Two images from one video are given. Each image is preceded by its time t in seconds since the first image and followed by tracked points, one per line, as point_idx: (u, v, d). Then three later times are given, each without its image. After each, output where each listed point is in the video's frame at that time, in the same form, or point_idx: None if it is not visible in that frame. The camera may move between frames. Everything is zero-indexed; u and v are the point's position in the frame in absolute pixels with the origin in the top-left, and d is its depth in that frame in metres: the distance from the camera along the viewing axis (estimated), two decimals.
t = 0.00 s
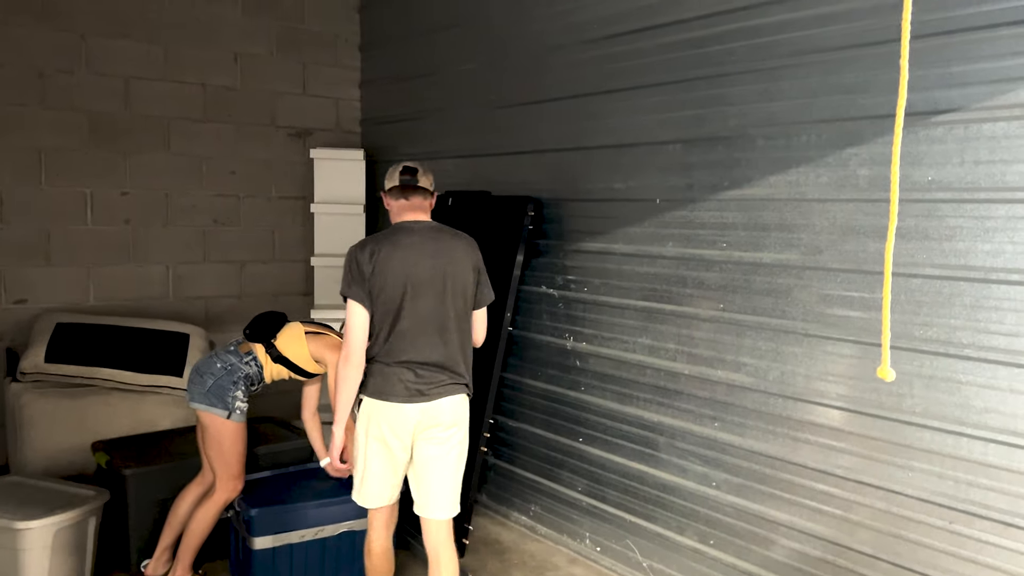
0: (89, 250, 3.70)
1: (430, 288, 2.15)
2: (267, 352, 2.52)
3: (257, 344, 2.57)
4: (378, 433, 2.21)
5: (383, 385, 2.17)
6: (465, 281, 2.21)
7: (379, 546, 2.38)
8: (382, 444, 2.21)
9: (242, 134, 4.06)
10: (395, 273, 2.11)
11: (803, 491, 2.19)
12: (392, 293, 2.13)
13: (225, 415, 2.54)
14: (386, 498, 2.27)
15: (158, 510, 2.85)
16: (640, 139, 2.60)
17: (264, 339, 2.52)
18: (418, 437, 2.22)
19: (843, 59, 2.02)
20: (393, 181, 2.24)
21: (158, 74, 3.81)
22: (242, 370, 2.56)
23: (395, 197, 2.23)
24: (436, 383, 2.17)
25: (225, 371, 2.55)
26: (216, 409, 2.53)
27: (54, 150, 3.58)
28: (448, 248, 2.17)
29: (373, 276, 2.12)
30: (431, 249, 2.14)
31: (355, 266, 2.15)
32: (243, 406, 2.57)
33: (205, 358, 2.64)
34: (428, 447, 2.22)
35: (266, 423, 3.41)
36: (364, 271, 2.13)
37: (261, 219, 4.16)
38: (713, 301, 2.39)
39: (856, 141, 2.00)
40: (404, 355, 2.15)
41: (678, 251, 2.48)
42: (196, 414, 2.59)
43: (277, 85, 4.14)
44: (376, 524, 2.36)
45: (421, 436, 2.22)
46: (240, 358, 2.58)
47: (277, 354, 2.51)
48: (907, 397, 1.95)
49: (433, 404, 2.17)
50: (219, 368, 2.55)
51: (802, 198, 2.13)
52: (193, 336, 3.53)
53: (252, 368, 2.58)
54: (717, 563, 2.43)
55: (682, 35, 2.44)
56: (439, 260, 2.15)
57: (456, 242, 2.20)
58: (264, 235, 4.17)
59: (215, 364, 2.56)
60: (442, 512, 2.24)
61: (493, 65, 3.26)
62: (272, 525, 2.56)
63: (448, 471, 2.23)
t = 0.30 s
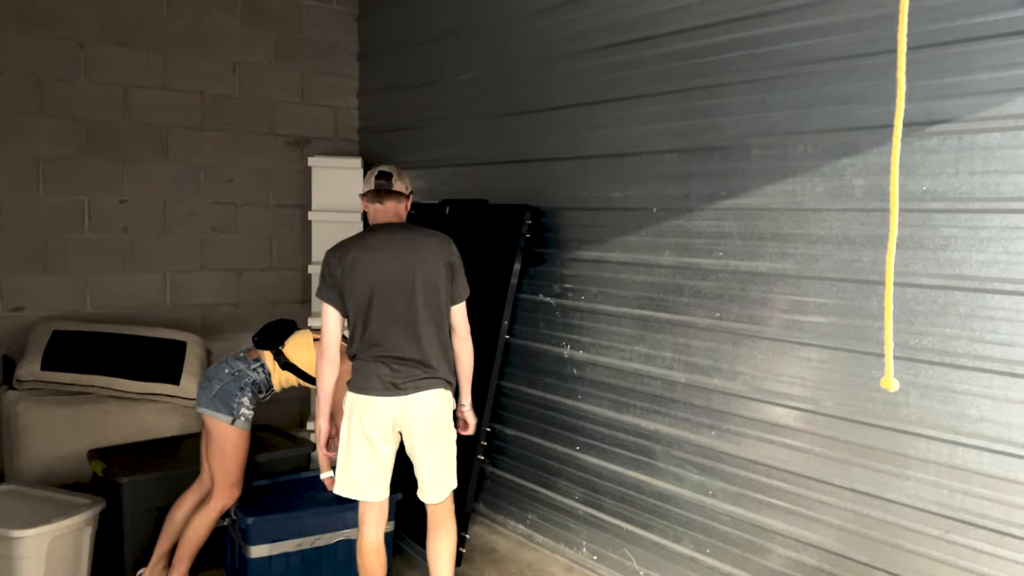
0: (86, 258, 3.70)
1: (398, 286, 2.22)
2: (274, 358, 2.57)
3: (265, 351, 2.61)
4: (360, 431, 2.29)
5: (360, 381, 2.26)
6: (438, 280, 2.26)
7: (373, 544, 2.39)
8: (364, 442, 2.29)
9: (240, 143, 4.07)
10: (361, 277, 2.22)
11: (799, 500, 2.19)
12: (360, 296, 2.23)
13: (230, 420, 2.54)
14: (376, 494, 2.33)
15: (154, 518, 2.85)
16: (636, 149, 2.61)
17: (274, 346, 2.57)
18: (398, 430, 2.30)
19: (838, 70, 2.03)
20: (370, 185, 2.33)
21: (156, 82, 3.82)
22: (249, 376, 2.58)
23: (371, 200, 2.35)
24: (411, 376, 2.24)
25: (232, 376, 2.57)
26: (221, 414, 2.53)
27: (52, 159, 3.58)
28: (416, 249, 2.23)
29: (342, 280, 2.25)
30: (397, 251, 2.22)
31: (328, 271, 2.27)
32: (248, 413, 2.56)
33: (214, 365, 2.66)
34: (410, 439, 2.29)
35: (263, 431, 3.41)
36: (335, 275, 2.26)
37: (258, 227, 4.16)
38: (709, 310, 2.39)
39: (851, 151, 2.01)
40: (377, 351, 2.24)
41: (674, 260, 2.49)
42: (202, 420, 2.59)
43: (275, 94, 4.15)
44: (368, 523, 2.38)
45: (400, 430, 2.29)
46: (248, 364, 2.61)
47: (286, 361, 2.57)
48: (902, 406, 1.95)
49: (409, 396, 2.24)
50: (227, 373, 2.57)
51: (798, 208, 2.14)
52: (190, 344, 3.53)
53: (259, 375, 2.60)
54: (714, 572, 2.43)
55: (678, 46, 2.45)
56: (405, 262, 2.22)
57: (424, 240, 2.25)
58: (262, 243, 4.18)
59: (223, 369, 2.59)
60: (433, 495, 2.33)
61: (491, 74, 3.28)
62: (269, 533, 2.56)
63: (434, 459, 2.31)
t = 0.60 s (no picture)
0: (85, 262, 3.69)
1: (400, 290, 2.28)
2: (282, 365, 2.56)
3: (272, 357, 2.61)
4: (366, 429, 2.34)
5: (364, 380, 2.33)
6: (439, 285, 2.30)
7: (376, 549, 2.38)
8: (371, 441, 2.34)
9: (238, 147, 4.07)
10: (362, 281, 2.30)
11: (798, 505, 2.19)
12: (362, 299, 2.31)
13: (234, 424, 2.54)
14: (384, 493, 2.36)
15: (151, 522, 2.84)
16: (634, 154, 2.61)
17: (280, 352, 2.55)
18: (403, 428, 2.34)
19: (836, 75, 2.04)
20: (385, 191, 2.34)
21: (156, 87, 3.82)
22: (255, 381, 2.59)
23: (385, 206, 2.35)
24: (411, 376, 2.29)
25: (238, 381, 2.58)
26: (225, 418, 2.54)
27: (51, 162, 3.58)
28: (416, 255, 2.28)
29: (346, 284, 2.33)
30: (398, 256, 2.28)
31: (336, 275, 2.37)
32: (252, 418, 2.57)
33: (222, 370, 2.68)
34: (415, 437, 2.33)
35: (261, 435, 3.41)
36: (341, 278, 2.35)
37: (257, 231, 4.16)
38: (707, 315, 2.39)
39: (849, 157, 2.02)
40: (378, 352, 2.31)
41: (672, 265, 2.49)
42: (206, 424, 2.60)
43: (274, 98, 4.15)
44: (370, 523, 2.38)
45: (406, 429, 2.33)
46: (255, 369, 2.62)
47: (292, 368, 2.56)
48: (900, 411, 1.95)
49: (410, 396, 2.29)
50: (234, 377, 2.59)
51: (797, 213, 2.14)
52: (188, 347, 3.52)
53: (266, 381, 2.61)
54: None
55: (677, 51, 2.46)
56: (405, 266, 2.27)
57: (428, 245, 2.30)
58: (260, 247, 4.18)
59: (230, 373, 2.60)
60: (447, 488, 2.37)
61: (489, 79, 3.28)
62: (267, 538, 2.55)
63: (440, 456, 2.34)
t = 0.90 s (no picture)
0: (85, 263, 3.70)
1: (449, 296, 2.45)
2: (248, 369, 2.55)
3: (238, 359, 2.56)
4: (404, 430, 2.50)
5: (410, 380, 2.49)
6: (485, 293, 2.47)
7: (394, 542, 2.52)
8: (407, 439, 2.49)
9: (240, 149, 4.07)
10: (415, 285, 2.47)
11: (799, 508, 2.19)
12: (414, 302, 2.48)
13: (209, 429, 2.52)
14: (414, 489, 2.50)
15: (151, 525, 2.84)
16: (635, 156, 2.62)
17: (249, 355, 2.53)
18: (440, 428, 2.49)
19: (837, 78, 2.04)
20: (443, 199, 2.49)
21: (157, 89, 3.82)
22: (223, 386, 2.55)
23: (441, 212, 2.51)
24: (455, 378, 2.47)
25: (206, 387, 2.55)
26: (199, 425, 2.52)
27: (53, 164, 3.59)
28: (466, 264, 2.45)
29: (400, 287, 2.50)
30: (449, 264, 2.44)
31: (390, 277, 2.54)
32: (226, 421, 2.55)
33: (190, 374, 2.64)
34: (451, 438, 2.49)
35: (262, 437, 3.41)
36: (395, 281, 2.52)
37: (258, 233, 4.16)
38: (708, 318, 2.39)
39: (850, 160, 2.02)
40: (425, 354, 2.48)
41: (673, 267, 2.49)
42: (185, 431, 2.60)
43: (275, 100, 4.16)
44: (394, 517, 2.50)
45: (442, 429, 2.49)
46: (222, 373, 2.57)
47: (261, 370, 2.54)
48: (901, 414, 1.95)
49: (452, 396, 2.46)
50: (202, 384, 2.56)
51: (797, 217, 2.14)
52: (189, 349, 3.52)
53: (234, 384, 2.57)
54: None
55: (678, 53, 2.46)
56: (455, 274, 2.44)
57: (476, 255, 2.46)
58: (261, 249, 4.18)
59: (198, 380, 2.57)
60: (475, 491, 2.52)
61: (491, 82, 3.29)
62: (267, 540, 2.55)
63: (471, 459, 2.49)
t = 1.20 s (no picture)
0: (90, 262, 3.70)
1: (502, 291, 2.48)
2: (218, 365, 2.61)
3: (206, 361, 2.63)
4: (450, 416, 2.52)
5: (459, 370, 2.50)
6: (536, 289, 2.51)
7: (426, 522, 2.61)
8: (453, 427, 2.52)
9: (244, 148, 4.08)
10: (470, 276, 2.47)
11: (803, 508, 2.18)
12: (467, 294, 2.48)
13: (196, 435, 2.56)
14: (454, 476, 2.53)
15: (156, 524, 2.85)
16: (639, 156, 2.61)
17: (215, 354, 2.59)
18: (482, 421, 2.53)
19: (842, 78, 2.03)
20: (500, 201, 2.51)
21: (162, 88, 3.83)
22: (198, 390, 2.61)
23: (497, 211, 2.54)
24: (502, 371, 2.51)
25: (182, 396, 2.58)
26: (185, 433, 2.55)
27: (58, 163, 3.60)
28: (521, 260, 2.48)
29: (452, 277, 2.49)
30: (506, 259, 2.47)
31: (441, 266, 2.52)
32: (210, 422, 2.60)
33: (157, 388, 2.66)
34: (495, 430, 2.55)
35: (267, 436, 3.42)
36: (447, 271, 2.51)
37: (262, 232, 4.17)
38: (712, 318, 2.39)
39: (856, 159, 2.01)
40: (473, 346, 2.50)
41: (677, 267, 2.49)
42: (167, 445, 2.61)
43: (279, 100, 4.16)
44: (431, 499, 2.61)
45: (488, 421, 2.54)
46: (193, 379, 2.62)
47: (232, 366, 2.61)
48: (906, 414, 1.95)
49: (500, 387, 2.50)
50: (176, 394, 2.59)
51: (802, 216, 2.14)
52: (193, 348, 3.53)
53: (208, 386, 2.63)
54: None
55: (683, 53, 2.45)
56: (510, 269, 2.47)
57: (530, 252, 2.50)
58: (265, 248, 4.18)
59: (171, 392, 2.59)
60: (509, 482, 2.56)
61: (495, 81, 3.29)
62: (271, 538, 2.55)
63: (516, 453, 2.54)
